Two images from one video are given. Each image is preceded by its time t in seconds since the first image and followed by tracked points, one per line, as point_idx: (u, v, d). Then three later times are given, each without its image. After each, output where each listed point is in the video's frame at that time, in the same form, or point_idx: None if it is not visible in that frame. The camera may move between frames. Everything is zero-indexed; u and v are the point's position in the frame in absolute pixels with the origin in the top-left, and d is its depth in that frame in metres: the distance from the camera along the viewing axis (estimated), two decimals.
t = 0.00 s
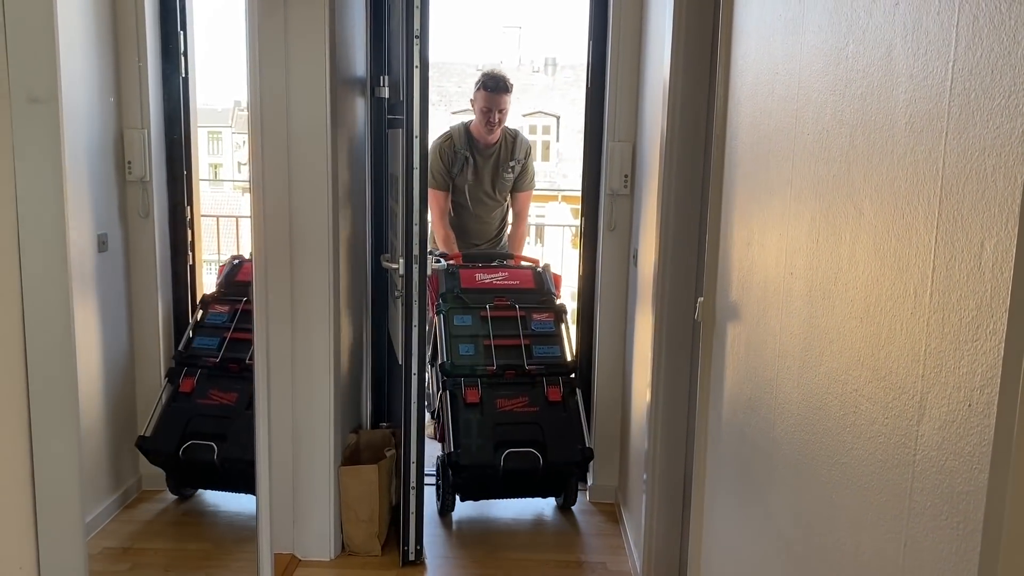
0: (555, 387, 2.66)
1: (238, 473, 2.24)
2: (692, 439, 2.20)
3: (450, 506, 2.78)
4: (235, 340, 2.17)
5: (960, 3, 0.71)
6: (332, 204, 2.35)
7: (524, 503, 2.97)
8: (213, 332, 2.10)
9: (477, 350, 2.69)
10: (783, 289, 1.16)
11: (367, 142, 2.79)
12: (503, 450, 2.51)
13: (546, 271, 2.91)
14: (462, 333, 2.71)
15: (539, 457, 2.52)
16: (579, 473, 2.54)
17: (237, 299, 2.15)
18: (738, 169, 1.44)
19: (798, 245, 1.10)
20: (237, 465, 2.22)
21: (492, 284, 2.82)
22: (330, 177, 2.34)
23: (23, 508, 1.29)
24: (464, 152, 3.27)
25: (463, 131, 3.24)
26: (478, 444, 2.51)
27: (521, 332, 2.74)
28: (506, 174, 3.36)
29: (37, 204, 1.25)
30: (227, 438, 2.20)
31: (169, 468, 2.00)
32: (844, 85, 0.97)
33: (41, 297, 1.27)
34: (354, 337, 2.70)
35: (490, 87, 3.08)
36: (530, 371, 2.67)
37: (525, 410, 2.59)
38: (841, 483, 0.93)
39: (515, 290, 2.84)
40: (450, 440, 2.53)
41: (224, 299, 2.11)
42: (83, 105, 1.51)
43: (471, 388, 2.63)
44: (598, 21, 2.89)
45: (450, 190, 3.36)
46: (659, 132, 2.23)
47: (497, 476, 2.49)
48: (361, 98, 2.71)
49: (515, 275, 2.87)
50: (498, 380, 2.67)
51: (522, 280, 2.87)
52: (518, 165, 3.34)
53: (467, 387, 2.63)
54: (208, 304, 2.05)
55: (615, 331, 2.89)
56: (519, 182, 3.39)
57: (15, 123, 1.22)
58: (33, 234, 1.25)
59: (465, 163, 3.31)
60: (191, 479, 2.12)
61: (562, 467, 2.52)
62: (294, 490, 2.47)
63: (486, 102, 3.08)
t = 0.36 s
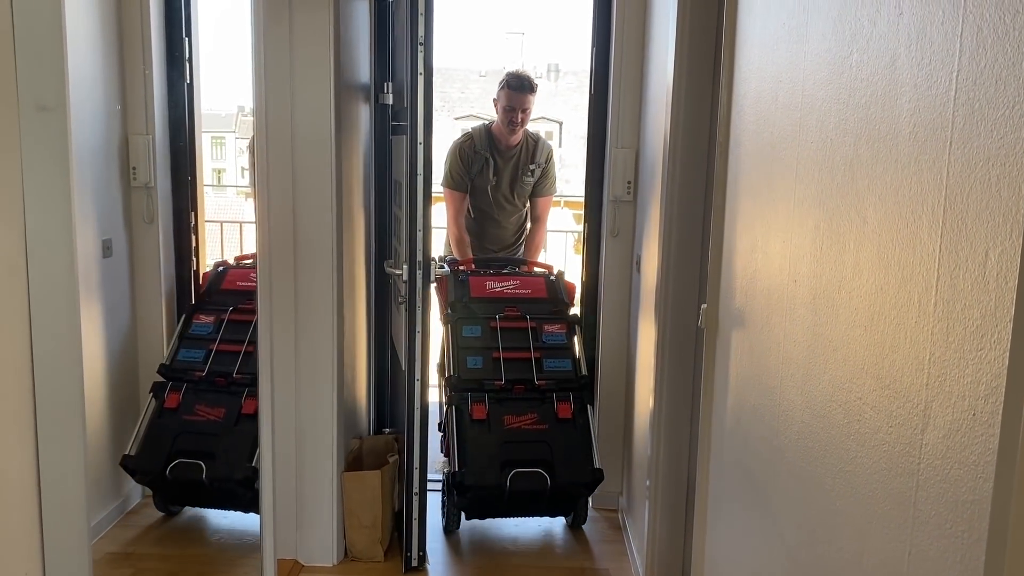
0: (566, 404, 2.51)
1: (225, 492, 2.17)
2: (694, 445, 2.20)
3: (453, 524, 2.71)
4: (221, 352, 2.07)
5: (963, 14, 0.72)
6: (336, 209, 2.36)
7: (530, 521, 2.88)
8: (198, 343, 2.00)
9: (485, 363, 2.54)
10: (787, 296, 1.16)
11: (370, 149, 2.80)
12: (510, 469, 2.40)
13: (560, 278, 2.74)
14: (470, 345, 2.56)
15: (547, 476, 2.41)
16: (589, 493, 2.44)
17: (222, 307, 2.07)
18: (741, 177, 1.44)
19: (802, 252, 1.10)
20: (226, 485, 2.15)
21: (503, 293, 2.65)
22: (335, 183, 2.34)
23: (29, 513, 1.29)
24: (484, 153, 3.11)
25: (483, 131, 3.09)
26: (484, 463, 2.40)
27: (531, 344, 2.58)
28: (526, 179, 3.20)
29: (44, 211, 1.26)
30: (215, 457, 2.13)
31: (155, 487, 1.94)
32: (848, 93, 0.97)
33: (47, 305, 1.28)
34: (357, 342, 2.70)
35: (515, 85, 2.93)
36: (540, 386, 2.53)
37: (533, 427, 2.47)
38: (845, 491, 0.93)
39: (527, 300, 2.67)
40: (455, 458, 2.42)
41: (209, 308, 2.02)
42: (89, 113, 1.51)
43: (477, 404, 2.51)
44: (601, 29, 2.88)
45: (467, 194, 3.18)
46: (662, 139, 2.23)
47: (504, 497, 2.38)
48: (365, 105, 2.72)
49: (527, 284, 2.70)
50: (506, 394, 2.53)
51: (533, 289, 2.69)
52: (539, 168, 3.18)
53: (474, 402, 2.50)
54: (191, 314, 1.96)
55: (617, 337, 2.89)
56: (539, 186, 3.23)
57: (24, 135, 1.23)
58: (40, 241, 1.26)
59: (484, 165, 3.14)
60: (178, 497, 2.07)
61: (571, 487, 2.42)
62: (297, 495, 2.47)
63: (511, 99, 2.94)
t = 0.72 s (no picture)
0: (572, 422, 2.50)
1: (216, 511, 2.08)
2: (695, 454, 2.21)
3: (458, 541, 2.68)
4: (211, 366, 1.96)
5: (960, 37, 0.73)
6: (339, 219, 2.37)
7: (540, 542, 2.81)
8: (186, 358, 1.90)
9: (491, 379, 2.53)
10: (789, 311, 1.16)
11: (372, 158, 2.81)
12: (513, 491, 2.39)
13: (570, 290, 2.70)
14: (476, 360, 2.54)
15: (551, 499, 2.39)
16: (595, 515, 2.42)
17: (211, 320, 1.95)
18: (743, 190, 1.45)
19: (803, 267, 1.10)
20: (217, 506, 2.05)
21: (510, 305, 2.63)
22: (338, 192, 2.35)
23: (35, 525, 1.30)
24: (481, 160, 3.15)
25: (479, 138, 3.14)
26: (487, 484, 2.39)
27: (539, 359, 2.56)
28: (527, 184, 3.20)
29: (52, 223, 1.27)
30: (206, 477, 2.03)
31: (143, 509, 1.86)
32: (846, 110, 0.98)
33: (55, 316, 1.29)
34: (359, 351, 2.70)
35: (503, 88, 3.01)
36: (546, 403, 2.52)
37: (538, 448, 2.45)
38: (844, 505, 0.93)
39: (535, 312, 2.65)
40: (458, 479, 2.40)
41: (197, 321, 1.92)
42: (93, 125, 1.52)
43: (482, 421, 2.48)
44: (603, 38, 2.90)
45: (465, 203, 3.23)
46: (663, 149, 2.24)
47: (507, 518, 2.38)
48: (368, 114, 2.73)
49: (536, 296, 2.67)
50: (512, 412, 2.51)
51: (542, 300, 2.66)
52: (538, 172, 3.18)
53: (478, 419, 2.48)
54: (178, 327, 1.87)
55: (619, 344, 2.91)
56: (541, 192, 3.22)
57: (32, 150, 1.24)
58: (49, 254, 1.27)
59: (482, 172, 3.17)
60: (167, 516, 2.00)
61: (576, 509, 2.40)
62: (299, 504, 2.48)
63: (500, 103, 3.01)
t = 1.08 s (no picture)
0: (580, 433, 2.38)
1: (207, 526, 2.06)
2: (698, 455, 2.20)
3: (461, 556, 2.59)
4: (198, 375, 1.94)
5: (962, 32, 0.73)
6: (342, 219, 2.37)
7: (543, 556, 2.72)
8: (172, 367, 1.89)
9: (496, 388, 2.43)
10: (791, 310, 1.16)
11: (375, 159, 2.81)
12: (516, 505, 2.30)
13: (580, 294, 2.59)
14: (481, 368, 2.44)
15: (556, 513, 2.29)
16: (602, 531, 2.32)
17: (197, 327, 1.93)
18: (745, 189, 1.45)
19: (806, 265, 1.10)
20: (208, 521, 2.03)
21: (516, 310, 2.54)
22: (340, 192, 2.36)
23: (38, 523, 1.30)
24: (477, 161, 3.08)
25: (475, 138, 3.08)
26: (489, 498, 2.30)
27: (546, 368, 2.46)
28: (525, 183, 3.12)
29: (55, 222, 1.27)
30: (196, 490, 2.02)
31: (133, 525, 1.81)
32: (849, 107, 0.98)
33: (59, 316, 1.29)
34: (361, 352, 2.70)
35: (498, 80, 2.96)
36: (553, 413, 2.40)
37: (544, 460, 2.35)
38: (847, 503, 0.93)
39: (543, 318, 2.55)
40: (459, 493, 2.31)
41: (182, 327, 1.90)
42: (97, 125, 1.52)
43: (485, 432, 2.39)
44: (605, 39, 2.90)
45: (464, 206, 3.15)
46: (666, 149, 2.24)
47: (510, 534, 2.29)
48: (370, 116, 2.74)
49: (545, 301, 2.57)
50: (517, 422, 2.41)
51: (551, 305, 2.56)
52: (537, 171, 3.10)
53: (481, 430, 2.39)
54: (162, 334, 1.85)
55: (622, 345, 2.92)
56: (541, 191, 3.14)
57: (35, 150, 1.25)
58: (52, 252, 1.28)
59: (479, 173, 3.10)
60: (156, 530, 1.96)
61: (582, 526, 2.30)
62: (302, 505, 2.48)
63: (494, 94, 2.97)
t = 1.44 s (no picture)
0: (585, 445, 2.36)
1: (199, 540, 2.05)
2: (698, 456, 2.21)
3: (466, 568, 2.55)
4: (187, 383, 1.93)
5: (956, 36, 0.73)
6: (343, 221, 2.38)
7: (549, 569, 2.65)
8: (162, 375, 1.88)
9: (499, 397, 2.42)
10: (790, 311, 1.16)
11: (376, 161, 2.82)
12: (518, 519, 2.29)
13: (587, 300, 2.57)
14: (484, 376, 2.44)
15: (558, 527, 2.28)
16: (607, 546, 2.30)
17: (185, 334, 1.93)
18: (744, 191, 1.46)
19: (804, 267, 1.11)
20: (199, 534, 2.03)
21: (522, 317, 2.53)
22: (341, 194, 2.36)
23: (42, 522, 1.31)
24: (490, 159, 3.02)
25: (488, 137, 3.02)
26: (491, 512, 2.29)
27: (551, 376, 2.44)
28: (537, 184, 3.04)
29: (58, 223, 1.28)
30: (188, 503, 2.02)
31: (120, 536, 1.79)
32: (846, 109, 0.98)
33: (64, 317, 1.30)
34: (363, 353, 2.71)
35: (516, 75, 2.91)
36: (556, 423, 2.39)
37: (547, 473, 2.33)
38: (844, 503, 0.94)
39: (548, 325, 2.53)
40: (461, 506, 2.30)
41: (171, 334, 1.89)
42: (99, 127, 1.53)
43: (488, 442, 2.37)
44: (605, 41, 2.91)
45: (476, 205, 3.06)
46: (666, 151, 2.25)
47: (512, 548, 2.29)
48: (372, 118, 2.74)
49: (551, 307, 2.55)
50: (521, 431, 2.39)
51: (557, 312, 2.54)
52: (551, 171, 3.03)
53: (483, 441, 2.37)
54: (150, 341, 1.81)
55: (623, 346, 2.94)
56: (554, 193, 3.05)
57: (40, 151, 1.26)
58: (56, 254, 1.29)
59: (492, 172, 3.03)
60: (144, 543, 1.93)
61: (586, 541, 2.29)
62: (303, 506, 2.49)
63: (511, 87, 2.91)
